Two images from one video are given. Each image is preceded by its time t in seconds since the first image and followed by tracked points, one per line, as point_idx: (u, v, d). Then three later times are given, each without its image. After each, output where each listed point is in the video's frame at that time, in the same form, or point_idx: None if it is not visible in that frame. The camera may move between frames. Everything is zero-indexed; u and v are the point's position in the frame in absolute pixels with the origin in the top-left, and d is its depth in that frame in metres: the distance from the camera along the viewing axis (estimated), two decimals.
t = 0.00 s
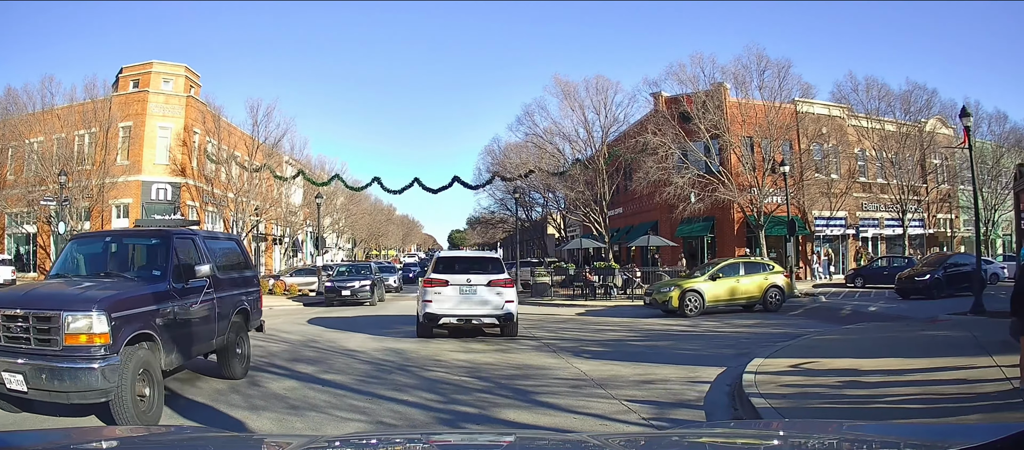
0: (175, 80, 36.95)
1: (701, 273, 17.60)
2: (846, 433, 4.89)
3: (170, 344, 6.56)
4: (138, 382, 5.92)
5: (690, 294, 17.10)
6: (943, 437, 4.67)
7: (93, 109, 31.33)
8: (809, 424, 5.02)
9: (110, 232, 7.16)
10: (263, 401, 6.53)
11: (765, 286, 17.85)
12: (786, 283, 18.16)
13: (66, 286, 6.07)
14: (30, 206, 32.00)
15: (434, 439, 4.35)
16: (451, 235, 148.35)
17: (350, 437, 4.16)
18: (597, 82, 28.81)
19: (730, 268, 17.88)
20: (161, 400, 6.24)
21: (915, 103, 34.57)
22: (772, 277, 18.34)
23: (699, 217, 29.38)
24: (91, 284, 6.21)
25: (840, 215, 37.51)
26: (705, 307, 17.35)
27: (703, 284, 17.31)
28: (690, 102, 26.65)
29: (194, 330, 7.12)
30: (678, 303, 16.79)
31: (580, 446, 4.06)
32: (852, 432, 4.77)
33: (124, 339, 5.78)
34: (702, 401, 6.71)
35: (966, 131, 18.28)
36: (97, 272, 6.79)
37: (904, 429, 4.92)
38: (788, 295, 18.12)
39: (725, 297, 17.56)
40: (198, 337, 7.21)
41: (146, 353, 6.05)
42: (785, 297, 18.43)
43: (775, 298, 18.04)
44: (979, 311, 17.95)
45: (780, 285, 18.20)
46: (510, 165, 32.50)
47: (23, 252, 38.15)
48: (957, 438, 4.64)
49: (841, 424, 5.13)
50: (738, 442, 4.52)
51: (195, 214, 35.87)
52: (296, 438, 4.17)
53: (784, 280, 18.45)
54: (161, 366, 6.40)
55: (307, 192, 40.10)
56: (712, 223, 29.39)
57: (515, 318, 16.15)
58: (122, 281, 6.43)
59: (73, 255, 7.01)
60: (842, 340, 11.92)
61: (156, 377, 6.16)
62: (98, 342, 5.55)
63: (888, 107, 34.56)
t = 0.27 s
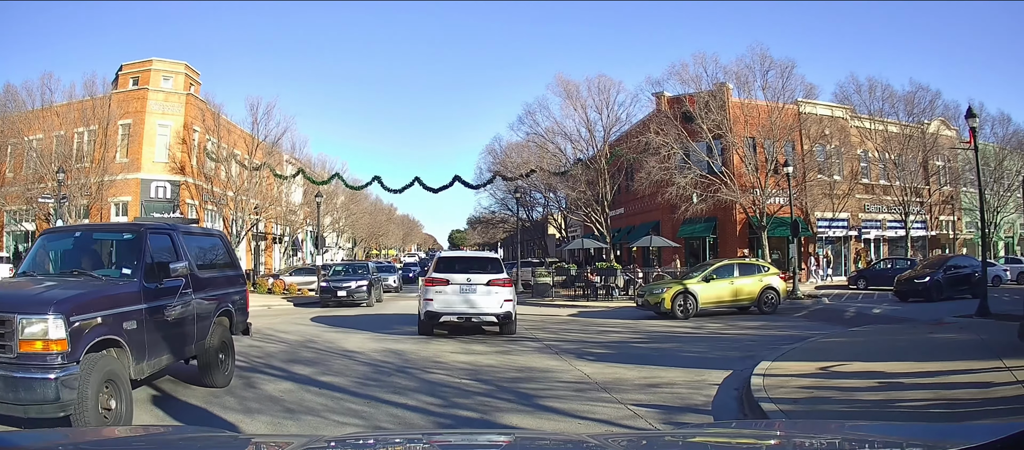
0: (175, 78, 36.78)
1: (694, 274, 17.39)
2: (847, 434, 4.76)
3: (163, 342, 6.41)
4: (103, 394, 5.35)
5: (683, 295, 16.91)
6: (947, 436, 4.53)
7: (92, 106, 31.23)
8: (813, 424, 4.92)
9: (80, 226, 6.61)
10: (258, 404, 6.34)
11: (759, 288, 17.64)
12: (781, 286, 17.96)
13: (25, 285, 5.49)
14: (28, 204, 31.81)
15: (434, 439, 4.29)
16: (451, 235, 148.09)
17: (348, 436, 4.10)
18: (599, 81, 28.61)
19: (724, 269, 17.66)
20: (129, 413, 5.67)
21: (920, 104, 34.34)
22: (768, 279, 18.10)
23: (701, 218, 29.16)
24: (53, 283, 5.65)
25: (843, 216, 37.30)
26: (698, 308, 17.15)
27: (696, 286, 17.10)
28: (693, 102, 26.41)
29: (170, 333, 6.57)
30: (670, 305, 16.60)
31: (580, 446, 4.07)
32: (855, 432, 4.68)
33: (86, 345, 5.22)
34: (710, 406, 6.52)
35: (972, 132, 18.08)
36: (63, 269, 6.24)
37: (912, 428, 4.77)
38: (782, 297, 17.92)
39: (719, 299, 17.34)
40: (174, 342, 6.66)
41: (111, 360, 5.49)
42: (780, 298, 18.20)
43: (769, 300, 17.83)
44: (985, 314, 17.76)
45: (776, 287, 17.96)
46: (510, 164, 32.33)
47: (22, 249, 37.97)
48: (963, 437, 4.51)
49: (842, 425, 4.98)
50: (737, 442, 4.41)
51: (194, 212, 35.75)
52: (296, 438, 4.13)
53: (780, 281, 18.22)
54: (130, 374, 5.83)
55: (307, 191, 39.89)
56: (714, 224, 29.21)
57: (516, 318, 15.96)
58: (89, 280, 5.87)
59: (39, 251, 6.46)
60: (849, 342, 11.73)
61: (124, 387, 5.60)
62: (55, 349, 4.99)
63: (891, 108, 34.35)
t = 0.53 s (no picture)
0: (173, 78, 36.59)
1: (688, 275, 17.18)
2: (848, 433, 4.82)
3: (138, 350, 5.99)
4: (56, 415, 4.70)
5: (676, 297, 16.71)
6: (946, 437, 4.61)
7: (89, 106, 31.17)
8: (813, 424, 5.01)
9: (41, 224, 6.07)
10: (251, 410, 6.15)
11: (753, 290, 17.41)
12: (777, 288, 17.75)
13: None
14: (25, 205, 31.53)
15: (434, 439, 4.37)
16: (450, 236, 147.80)
17: (345, 437, 4.16)
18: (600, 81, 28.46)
19: (718, 270, 17.43)
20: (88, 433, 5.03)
21: (921, 103, 34.17)
22: (764, 279, 17.86)
23: (702, 218, 28.96)
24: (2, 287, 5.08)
25: (844, 216, 37.12)
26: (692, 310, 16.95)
27: (690, 287, 16.89)
28: (694, 101, 26.22)
29: (137, 341, 5.99)
30: (663, 306, 16.41)
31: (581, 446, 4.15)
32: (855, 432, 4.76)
33: (33, 358, 4.62)
34: (718, 411, 6.32)
35: (976, 130, 17.90)
36: (21, 271, 5.70)
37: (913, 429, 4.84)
38: (778, 299, 17.71)
39: (713, 300, 17.13)
40: (143, 351, 6.08)
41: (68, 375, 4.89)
42: (776, 300, 17.97)
43: (764, 302, 17.62)
44: (990, 314, 17.56)
45: (771, 288, 17.73)
46: (510, 164, 32.15)
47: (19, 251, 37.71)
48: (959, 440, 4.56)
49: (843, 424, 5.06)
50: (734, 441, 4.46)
51: (192, 212, 35.74)
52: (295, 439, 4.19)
53: (776, 282, 17.98)
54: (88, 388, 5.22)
55: (306, 192, 39.71)
56: (715, 224, 29.04)
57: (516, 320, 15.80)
58: (43, 283, 5.31)
59: None
60: (853, 344, 11.57)
61: (81, 405, 4.96)
62: None
63: (893, 107, 34.17)
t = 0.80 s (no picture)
0: (171, 78, 36.39)
1: (684, 276, 16.94)
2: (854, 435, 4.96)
3: (98, 362, 5.36)
4: None
5: (672, 299, 16.49)
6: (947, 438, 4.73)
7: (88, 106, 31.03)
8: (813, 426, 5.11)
9: None
10: (244, 416, 5.94)
11: (750, 292, 17.17)
12: (774, 290, 17.53)
13: None
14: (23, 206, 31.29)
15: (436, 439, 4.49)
16: (451, 237, 147.50)
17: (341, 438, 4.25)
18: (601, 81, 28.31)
19: (716, 271, 17.20)
20: None
21: (924, 104, 34.01)
22: (762, 281, 17.62)
23: (704, 219, 28.73)
24: None
25: (847, 218, 36.92)
26: (689, 312, 16.73)
27: (686, 289, 16.67)
28: (696, 101, 26.01)
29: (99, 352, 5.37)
30: (658, 309, 16.19)
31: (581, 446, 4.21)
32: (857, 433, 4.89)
33: None
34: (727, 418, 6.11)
35: (982, 130, 17.69)
36: None
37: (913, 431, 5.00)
38: (775, 301, 17.49)
39: (710, 302, 16.89)
40: (105, 363, 5.45)
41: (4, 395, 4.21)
42: (774, 302, 17.72)
43: (762, 304, 17.38)
44: (996, 316, 17.35)
45: (769, 290, 17.48)
46: (511, 165, 31.92)
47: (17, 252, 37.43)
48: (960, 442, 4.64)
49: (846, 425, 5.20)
50: (734, 441, 4.57)
51: (191, 213, 35.82)
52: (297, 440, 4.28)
53: (774, 284, 17.73)
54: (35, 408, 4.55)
55: (305, 192, 39.53)
56: (717, 225, 28.83)
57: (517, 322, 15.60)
58: None
59: None
60: (861, 347, 11.38)
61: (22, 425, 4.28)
62: None
63: (896, 108, 33.99)
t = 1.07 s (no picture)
0: (169, 77, 36.16)
1: (681, 277, 16.72)
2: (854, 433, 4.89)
3: (42, 379, 4.76)
4: None
5: (669, 300, 16.26)
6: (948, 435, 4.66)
7: (85, 106, 30.80)
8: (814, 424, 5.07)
9: None
10: (237, 422, 5.73)
11: (749, 292, 16.94)
12: (773, 291, 17.31)
13: None
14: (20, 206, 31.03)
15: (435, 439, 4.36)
16: (451, 238, 147.28)
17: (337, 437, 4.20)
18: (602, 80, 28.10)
19: (713, 272, 16.97)
20: None
21: (926, 103, 33.84)
22: (760, 282, 17.39)
23: (706, 219, 28.54)
24: None
25: (849, 218, 36.73)
26: (686, 313, 16.49)
27: (683, 290, 16.45)
28: (698, 101, 25.84)
29: (41, 368, 4.75)
30: (655, 310, 15.95)
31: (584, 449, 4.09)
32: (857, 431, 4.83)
33: None
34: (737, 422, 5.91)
35: (988, 129, 17.47)
36: None
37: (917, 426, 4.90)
38: (774, 302, 17.26)
39: (708, 304, 16.66)
40: (50, 378, 4.85)
41: None
42: (773, 303, 17.48)
43: (761, 305, 17.14)
44: (1003, 317, 17.13)
45: (768, 291, 17.24)
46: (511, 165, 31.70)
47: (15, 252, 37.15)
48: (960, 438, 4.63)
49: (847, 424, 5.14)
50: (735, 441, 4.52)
51: (188, 213, 35.67)
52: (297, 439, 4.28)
53: (773, 285, 17.50)
54: None
55: (304, 192, 39.33)
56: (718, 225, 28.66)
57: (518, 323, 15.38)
58: None
59: None
60: (869, 349, 11.17)
61: None
62: None
63: (898, 107, 33.81)
